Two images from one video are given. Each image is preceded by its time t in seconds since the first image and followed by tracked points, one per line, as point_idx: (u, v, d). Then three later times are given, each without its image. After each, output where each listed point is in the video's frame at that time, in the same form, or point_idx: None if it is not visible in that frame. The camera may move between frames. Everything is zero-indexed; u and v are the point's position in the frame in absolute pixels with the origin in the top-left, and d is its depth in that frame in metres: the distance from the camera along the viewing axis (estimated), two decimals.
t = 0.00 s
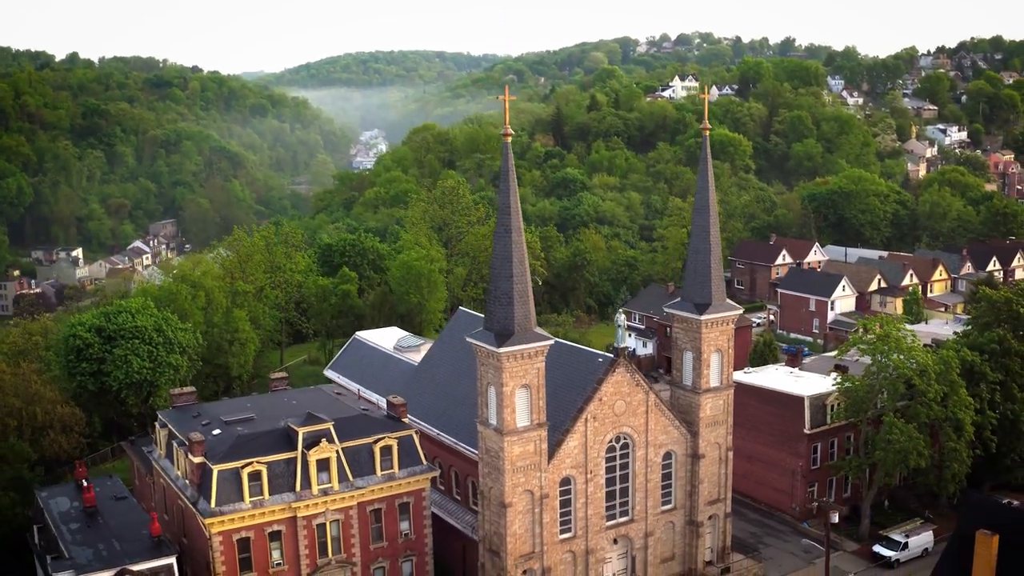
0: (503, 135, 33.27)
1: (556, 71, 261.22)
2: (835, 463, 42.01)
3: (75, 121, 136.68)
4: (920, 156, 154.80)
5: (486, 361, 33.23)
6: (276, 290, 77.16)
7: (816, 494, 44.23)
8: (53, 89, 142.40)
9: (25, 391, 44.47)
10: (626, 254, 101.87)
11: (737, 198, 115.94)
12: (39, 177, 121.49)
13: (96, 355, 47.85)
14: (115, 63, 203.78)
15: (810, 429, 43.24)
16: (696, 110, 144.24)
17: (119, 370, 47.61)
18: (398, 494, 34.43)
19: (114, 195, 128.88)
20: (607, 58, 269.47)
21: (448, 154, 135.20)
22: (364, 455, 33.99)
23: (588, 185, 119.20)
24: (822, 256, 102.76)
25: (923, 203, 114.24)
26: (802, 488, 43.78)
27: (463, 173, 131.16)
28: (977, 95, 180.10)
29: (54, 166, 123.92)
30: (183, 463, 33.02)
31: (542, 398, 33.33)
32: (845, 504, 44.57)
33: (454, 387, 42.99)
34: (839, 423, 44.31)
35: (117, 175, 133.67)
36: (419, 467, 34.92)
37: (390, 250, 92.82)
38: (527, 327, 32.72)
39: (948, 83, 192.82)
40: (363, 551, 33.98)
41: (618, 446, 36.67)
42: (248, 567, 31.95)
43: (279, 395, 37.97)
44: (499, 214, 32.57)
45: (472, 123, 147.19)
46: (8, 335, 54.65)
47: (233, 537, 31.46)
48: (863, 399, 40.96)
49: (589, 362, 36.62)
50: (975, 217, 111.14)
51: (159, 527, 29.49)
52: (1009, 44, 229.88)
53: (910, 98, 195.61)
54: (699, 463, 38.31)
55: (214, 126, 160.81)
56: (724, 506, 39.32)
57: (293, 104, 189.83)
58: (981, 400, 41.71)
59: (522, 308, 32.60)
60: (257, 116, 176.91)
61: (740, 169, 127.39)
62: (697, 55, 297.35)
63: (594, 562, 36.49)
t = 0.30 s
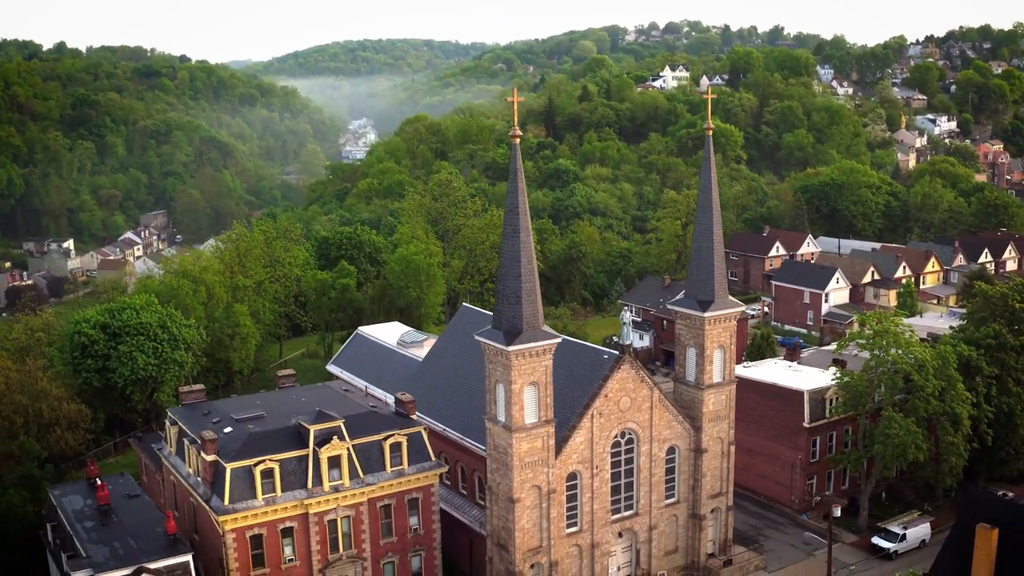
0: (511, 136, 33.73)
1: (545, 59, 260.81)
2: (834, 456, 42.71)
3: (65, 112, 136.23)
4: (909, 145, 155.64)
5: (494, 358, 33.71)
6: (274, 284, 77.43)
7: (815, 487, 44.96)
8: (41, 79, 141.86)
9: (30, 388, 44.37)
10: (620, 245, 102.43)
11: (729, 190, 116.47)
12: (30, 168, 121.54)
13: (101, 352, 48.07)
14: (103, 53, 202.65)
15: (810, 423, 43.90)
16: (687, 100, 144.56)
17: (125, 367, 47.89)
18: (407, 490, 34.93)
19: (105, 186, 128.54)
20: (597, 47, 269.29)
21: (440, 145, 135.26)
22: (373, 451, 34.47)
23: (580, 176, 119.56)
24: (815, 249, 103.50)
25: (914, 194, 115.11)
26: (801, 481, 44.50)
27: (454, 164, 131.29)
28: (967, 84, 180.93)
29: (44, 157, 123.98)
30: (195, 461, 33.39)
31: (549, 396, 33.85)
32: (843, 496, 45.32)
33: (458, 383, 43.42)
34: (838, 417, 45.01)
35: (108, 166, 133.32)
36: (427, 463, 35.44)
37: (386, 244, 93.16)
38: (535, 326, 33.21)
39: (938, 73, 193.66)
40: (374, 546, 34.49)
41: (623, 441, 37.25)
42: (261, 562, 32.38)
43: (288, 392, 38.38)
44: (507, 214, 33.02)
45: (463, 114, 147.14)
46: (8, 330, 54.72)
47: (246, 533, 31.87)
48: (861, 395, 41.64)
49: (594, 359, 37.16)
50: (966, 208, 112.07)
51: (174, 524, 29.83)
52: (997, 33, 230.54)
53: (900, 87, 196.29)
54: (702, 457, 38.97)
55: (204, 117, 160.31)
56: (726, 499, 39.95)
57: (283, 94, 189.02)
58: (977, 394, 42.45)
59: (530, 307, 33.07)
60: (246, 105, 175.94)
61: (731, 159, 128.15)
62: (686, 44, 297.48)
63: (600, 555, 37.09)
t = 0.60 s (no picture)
0: (515, 136, 34.15)
1: (531, 48, 260.60)
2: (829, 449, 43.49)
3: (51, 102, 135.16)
4: (895, 135, 156.69)
5: (499, 356, 34.20)
6: (270, 279, 77.66)
7: (810, 478, 45.76)
8: (25, 70, 140.66)
9: (31, 383, 44.44)
10: (610, 237, 102.98)
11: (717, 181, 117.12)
12: (16, 160, 120.74)
13: (102, 348, 48.29)
14: (85, 42, 201.10)
15: (805, 416, 44.65)
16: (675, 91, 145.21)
17: (125, 363, 48.14)
18: (412, 485, 35.43)
19: (91, 176, 127.81)
20: (582, 35, 269.18)
21: (429, 136, 135.32)
22: (379, 447, 34.95)
23: (569, 167, 120.00)
24: (804, 240, 104.43)
25: (901, 185, 116.14)
26: (796, 473, 45.30)
27: (443, 155, 131.40)
28: (952, 74, 182.07)
29: (31, 149, 123.17)
30: (203, 458, 33.76)
31: (553, 391, 34.39)
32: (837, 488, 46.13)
33: (458, 378, 43.87)
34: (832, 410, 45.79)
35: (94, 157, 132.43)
36: (432, 458, 35.94)
37: (378, 236, 93.24)
38: (539, 323, 33.71)
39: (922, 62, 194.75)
40: (379, 540, 35.00)
41: (624, 435, 37.86)
42: (269, 558, 32.83)
43: (293, 388, 38.79)
44: (512, 214, 33.48)
45: (452, 104, 147.13)
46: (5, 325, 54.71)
47: (255, 529, 32.31)
48: (855, 389, 42.41)
49: (595, 355, 37.72)
50: (953, 199, 113.14)
51: (185, 521, 30.23)
52: (982, 22, 231.72)
53: (885, 76, 197.33)
54: (700, 451, 39.63)
55: (190, 107, 159.56)
56: (724, 492, 40.67)
57: (268, 83, 188.19)
58: (969, 387, 43.26)
59: (534, 305, 33.56)
60: (229, 94, 173.67)
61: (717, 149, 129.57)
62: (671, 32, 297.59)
63: (601, 548, 37.71)
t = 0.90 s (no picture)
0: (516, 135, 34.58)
1: (515, 35, 259.97)
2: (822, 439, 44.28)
3: (35, 92, 133.11)
4: (879, 123, 157.70)
5: (500, 351, 34.68)
6: (263, 271, 77.89)
7: (803, 468, 46.57)
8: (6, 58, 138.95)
9: (30, 378, 44.62)
10: (599, 226, 103.46)
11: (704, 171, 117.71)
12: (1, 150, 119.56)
13: (101, 344, 48.55)
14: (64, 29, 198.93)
15: (798, 407, 45.43)
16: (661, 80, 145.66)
17: (125, 357, 48.39)
18: (416, 478, 35.92)
19: (76, 165, 126.54)
20: (565, 22, 268.57)
21: (415, 125, 135.26)
22: (383, 442, 35.42)
23: (556, 157, 120.41)
24: (791, 229, 105.41)
25: (887, 174, 117.19)
26: (789, 463, 46.10)
27: (430, 144, 131.45)
28: (935, 62, 183.16)
29: (15, 139, 121.92)
30: (209, 454, 34.13)
31: (554, 385, 34.93)
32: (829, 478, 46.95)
33: (457, 373, 44.30)
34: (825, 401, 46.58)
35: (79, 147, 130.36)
36: (434, 452, 36.45)
37: (369, 227, 93.35)
38: (541, 319, 34.21)
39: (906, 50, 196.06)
40: (384, 533, 35.49)
41: (622, 428, 38.46)
42: (276, 552, 33.28)
43: (296, 383, 39.21)
44: (514, 212, 33.93)
45: (438, 92, 146.92)
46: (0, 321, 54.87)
47: (262, 524, 32.75)
48: (848, 380, 43.18)
49: (594, 349, 38.28)
50: (938, 188, 114.20)
51: (193, 516, 30.66)
52: (964, 10, 232.84)
53: (869, 64, 198.45)
54: (697, 442, 40.30)
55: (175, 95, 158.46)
56: (720, 482, 41.39)
57: (252, 71, 187.09)
58: (960, 378, 44.12)
59: (536, 301, 34.03)
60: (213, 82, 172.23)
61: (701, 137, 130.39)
62: (654, 19, 297.41)
63: (600, 538, 38.33)
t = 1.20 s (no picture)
0: (517, 133, 35.01)
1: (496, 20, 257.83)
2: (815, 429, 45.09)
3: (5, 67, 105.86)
4: (863, 111, 158.65)
5: (502, 345, 35.16)
6: (255, 263, 78.03)
7: (796, 457, 47.39)
8: None
9: (31, 373, 44.86)
10: (587, 216, 103.78)
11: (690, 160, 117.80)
12: None
13: (100, 338, 48.83)
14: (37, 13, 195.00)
15: (791, 397, 46.20)
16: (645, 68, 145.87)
17: (125, 351, 48.67)
18: (418, 470, 36.44)
19: (60, 154, 109.05)
20: (547, 7, 266.64)
21: (402, 113, 134.79)
22: (386, 435, 35.91)
23: (542, 146, 120.32)
24: (778, 218, 106.29)
25: (873, 163, 118.17)
26: (782, 452, 46.90)
27: (416, 132, 131.13)
28: (918, 49, 184.51)
29: None
30: (215, 449, 34.52)
31: (555, 379, 35.47)
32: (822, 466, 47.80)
33: (456, 367, 44.59)
34: (818, 391, 47.39)
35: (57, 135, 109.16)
36: (436, 445, 36.98)
37: (359, 218, 93.40)
38: (542, 314, 34.72)
39: (889, 38, 196.90)
40: (387, 525, 36.00)
41: (620, 419, 39.06)
42: (282, 545, 33.73)
43: (297, 378, 39.54)
44: (514, 208, 34.39)
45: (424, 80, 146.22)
46: None
47: (269, 517, 33.18)
48: (840, 371, 43.96)
49: (592, 342, 38.87)
50: (923, 177, 115.33)
51: (202, 511, 31.10)
52: None
53: (853, 51, 199.12)
54: (694, 433, 41.02)
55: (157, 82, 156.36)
56: (716, 472, 42.12)
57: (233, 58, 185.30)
58: (949, 368, 45.03)
59: (537, 296, 34.51)
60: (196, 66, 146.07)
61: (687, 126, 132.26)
62: (635, 5, 296.14)
63: (599, 529, 38.97)
